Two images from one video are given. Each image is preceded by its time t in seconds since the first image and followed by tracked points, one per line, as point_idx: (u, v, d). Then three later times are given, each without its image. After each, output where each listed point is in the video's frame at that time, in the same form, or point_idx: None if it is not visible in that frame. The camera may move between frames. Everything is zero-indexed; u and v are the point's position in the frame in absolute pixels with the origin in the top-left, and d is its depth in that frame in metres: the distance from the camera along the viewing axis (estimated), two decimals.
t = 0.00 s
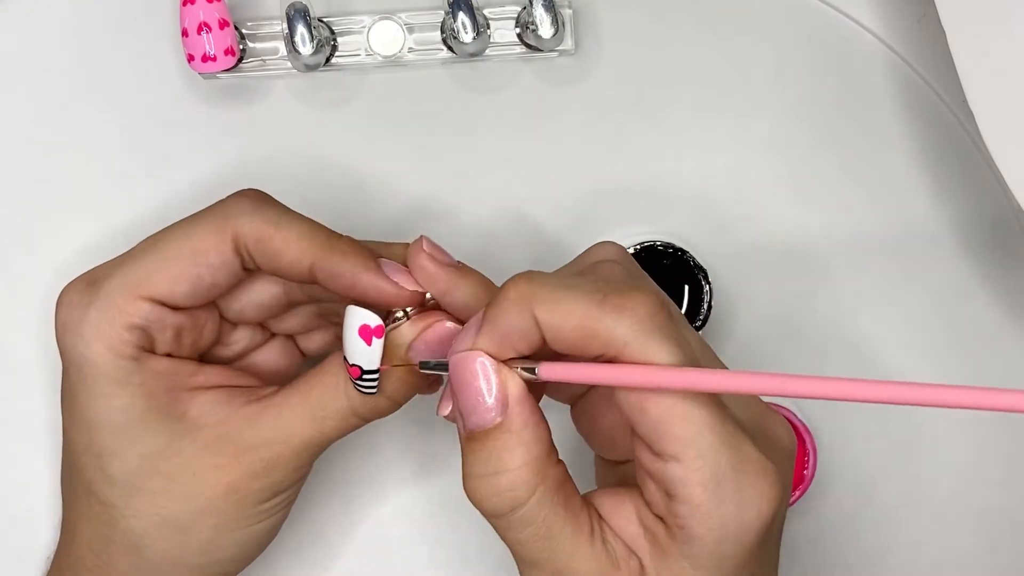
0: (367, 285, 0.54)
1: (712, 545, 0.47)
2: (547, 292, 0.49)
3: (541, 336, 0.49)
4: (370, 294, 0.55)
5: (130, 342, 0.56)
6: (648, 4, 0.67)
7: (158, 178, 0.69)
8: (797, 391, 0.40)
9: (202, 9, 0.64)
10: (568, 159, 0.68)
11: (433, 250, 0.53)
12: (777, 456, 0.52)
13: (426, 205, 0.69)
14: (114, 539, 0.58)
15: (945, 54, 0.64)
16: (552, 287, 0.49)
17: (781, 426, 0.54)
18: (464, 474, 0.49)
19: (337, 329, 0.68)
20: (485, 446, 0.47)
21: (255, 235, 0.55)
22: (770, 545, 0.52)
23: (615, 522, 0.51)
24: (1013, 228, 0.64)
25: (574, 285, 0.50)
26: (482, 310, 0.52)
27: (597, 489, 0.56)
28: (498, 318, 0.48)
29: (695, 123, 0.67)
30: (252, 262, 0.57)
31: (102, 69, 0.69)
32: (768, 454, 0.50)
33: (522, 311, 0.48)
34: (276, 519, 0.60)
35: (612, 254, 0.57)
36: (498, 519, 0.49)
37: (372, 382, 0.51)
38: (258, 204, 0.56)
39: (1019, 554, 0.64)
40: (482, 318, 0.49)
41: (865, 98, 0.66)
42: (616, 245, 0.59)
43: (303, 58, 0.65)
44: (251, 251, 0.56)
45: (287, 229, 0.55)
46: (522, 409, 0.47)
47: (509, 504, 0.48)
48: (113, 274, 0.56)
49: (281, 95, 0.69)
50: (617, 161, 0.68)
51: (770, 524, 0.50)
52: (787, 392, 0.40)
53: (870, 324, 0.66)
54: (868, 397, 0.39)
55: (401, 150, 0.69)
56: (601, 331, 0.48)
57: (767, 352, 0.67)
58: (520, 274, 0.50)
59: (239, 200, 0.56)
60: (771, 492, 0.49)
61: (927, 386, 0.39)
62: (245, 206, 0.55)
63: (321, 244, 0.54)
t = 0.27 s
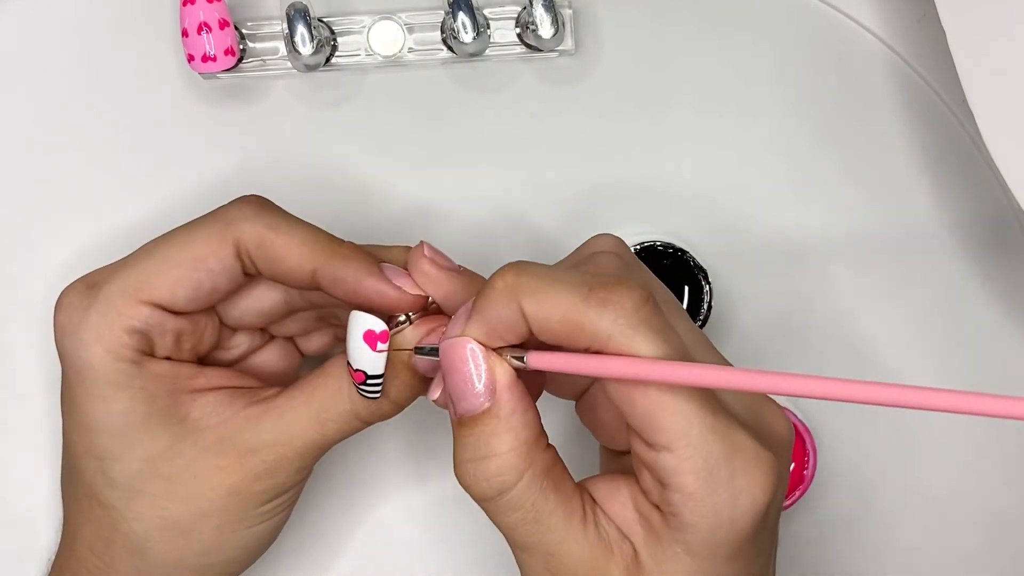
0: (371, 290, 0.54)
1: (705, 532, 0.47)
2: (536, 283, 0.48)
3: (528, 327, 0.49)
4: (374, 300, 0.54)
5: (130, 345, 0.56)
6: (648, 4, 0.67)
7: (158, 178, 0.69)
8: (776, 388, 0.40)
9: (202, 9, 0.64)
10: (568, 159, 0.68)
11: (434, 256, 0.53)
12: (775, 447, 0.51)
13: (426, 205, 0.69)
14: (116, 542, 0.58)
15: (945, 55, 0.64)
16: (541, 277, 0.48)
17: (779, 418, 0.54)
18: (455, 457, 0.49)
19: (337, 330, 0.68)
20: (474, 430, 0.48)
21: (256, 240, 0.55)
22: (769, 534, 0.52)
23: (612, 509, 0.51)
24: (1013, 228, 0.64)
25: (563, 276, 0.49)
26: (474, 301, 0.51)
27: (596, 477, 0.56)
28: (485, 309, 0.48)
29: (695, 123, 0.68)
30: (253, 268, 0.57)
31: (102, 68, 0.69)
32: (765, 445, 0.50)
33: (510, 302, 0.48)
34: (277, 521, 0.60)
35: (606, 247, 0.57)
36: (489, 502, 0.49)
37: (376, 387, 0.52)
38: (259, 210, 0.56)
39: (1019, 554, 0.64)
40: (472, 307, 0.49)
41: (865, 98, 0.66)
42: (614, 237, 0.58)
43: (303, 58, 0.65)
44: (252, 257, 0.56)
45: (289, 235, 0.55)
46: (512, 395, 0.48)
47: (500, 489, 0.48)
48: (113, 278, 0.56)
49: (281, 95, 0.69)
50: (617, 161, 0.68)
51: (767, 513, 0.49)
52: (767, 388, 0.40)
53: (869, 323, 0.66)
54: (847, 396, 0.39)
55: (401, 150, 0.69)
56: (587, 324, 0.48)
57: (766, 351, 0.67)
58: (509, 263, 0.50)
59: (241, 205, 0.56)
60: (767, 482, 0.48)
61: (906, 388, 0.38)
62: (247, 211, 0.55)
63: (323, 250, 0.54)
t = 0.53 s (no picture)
0: (375, 290, 0.54)
1: (713, 523, 0.47)
2: (545, 276, 0.48)
3: (537, 319, 0.49)
4: (378, 300, 0.54)
5: (131, 347, 0.56)
6: (648, 3, 0.67)
7: (157, 178, 0.69)
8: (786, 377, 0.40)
9: (202, 9, 0.64)
10: (568, 159, 0.68)
11: (439, 255, 0.54)
12: (783, 439, 0.51)
13: (426, 205, 0.69)
14: (117, 543, 0.58)
15: (945, 55, 0.64)
16: (550, 270, 0.49)
17: (787, 410, 0.54)
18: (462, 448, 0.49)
19: (338, 331, 0.68)
20: (481, 421, 0.48)
21: (259, 243, 0.55)
22: (776, 526, 0.52)
23: (619, 502, 0.51)
24: (1013, 228, 0.64)
25: (571, 269, 0.50)
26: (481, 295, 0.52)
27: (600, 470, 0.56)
28: (494, 301, 0.48)
29: (695, 123, 0.68)
30: (255, 269, 0.57)
31: (102, 68, 0.69)
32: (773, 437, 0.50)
33: (518, 294, 0.48)
34: (278, 521, 0.60)
35: (615, 240, 0.57)
36: (496, 493, 0.49)
37: (378, 388, 0.52)
38: (261, 211, 0.55)
39: (1018, 553, 0.64)
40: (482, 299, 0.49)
41: (865, 98, 0.66)
42: (622, 232, 0.59)
43: (303, 58, 0.65)
44: (255, 258, 0.56)
45: (292, 237, 0.55)
46: (519, 387, 0.48)
47: (507, 480, 0.48)
48: (115, 279, 0.56)
49: (281, 95, 0.69)
50: (617, 161, 0.68)
51: (774, 505, 0.49)
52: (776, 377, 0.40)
53: (869, 323, 0.66)
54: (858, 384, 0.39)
55: (402, 150, 0.69)
56: (594, 316, 0.48)
57: (766, 351, 0.67)
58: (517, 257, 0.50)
59: (243, 207, 0.56)
60: (775, 473, 0.48)
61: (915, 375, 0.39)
62: (250, 213, 0.55)
63: (326, 251, 0.54)
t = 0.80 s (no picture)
0: (377, 290, 0.54)
1: (709, 524, 0.47)
2: (537, 279, 0.48)
3: (530, 321, 0.49)
4: (381, 300, 0.54)
5: (133, 347, 0.56)
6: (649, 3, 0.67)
7: (158, 178, 0.69)
8: (775, 382, 0.40)
9: (202, 9, 0.64)
10: (568, 159, 0.68)
11: (441, 255, 0.54)
12: (780, 441, 0.51)
13: (427, 205, 0.69)
14: (118, 544, 0.58)
15: (945, 55, 0.64)
16: (543, 273, 0.49)
17: (784, 412, 0.54)
18: (456, 449, 0.49)
19: (339, 332, 0.68)
20: (474, 421, 0.48)
21: (262, 243, 0.55)
22: (772, 527, 0.52)
23: (616, 503, 0.51)
24: (1013, 229, 0.64)
25: (564, 271, 0.49)
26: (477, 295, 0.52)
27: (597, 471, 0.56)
28: (487, 303, 0.49)
29: (695, 123, 0.68)
30: (257, 270, 0.57)
31: (102, 68, 0.69)
32: (769, 438, 0.49)
33: (510, 298, 0.48)
34: (279, 522, 0.60)
35: (611, 242, 0.57)
36: (490, 494, 0.49)
37: (380, 388, 0.52)
38: (264, 212, 0.55)
39: (1017, 553, 0.64)
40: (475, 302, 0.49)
41: (865, 98, 0.66)
42: (621, 232, 0.59)
43: (303, 58, 0.64)
44: (258, 259, 0.55)
45: (295, 237, 0.55)
46: (513, 388, 0.48)
47: (500, 481, 0.48)
48: (117, 279, 0.56)
49: (281, 95, 0.69)
50: (617, 161, 0.68)
51: (771, 506, 0.49)
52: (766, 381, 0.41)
53: (869, 323, 0.66)
54: (847, 391, 0.39)
55: (402, 150, 0.69)
56: (587, 317, 0.48)
57: (766, 351, 0.68)
58: (511, 258, 0.50)
59: (246, 208, 0.56)
60: (771, 473, 0.48)
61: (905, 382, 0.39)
62: (252, 214, 0.55)
63: (329, 251, 0.54)
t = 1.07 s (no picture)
0: (378, 290, 0.54)
1: (718, 521, 0.47)
2: (548, 276, 0.48)
3: (540, 318, 0.49)
4: (381, 300, 0.54)
5: (134, 348, 0.56)
6: (648, 3, 0.67)
7: (158, 178, 0.69)
8: (788, 375, 0.40)
9: (202, 9, 0.64)
10: (568, 159, 0.68)
11: (444, 255, 0.55)
12: (787, 438, 0.51)
13: (427, 205, 0.69)
14: (119, 544, 0.58)
15: (945, 55, 0.64)
16: (553, 270, 0.49)
17: (791, 409, 0.53)
18: (464, 447, 0.49)
19: (340, 332, 0.68)
20: (484, 419, 0.48)
21: (263, 244, 0.55)
22: (780, 523, 0.52)
23: (624, 501, 0.51)
24: (1012, 228, 0.64)
25: (574, 268, 0.49)
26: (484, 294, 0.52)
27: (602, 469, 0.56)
28: (497, 300, 0.48)
29: (695, 123, 0.68)
30: (259, 271, 0.56)
31: (103, 68, 0.69)
32: (777, 435, 0.49)
33: (521, 294, 0.48)
34: (280, 523, 0.60)
35: (618, 240, 0.57)
36: (498, 492, 0.49)
37: (381, 388, 0.52)
38: (266, 213, 0.55)
39: (1018, 552, 0.64)
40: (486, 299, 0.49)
41: (865, 98, 0.66)
42: (627, 231, 0.59)
43: (303, 58, 0.64)
44: (259, 259, 0.55)
45: (296, 237, 0.55)
46: (521, 384, 0.48)
47: (510, 479, 0.48)
48: (119, 279, 0.56)
49: (281, 95, 0.69)
50: (617, 161, 0.68)
51: (779, 503, 0.49)
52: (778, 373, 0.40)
53: (870, 323, 0.66)
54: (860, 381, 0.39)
55: (402, 150, 0.69)
56: (598, 314, 0.48)
57: (766, 351, 0.68)
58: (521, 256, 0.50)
59: (247, 209, 0.56)
60: (779, 470, 0.48)
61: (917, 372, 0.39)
62: (254, 215, 0.55)
63: (331, 251, 0.54)
